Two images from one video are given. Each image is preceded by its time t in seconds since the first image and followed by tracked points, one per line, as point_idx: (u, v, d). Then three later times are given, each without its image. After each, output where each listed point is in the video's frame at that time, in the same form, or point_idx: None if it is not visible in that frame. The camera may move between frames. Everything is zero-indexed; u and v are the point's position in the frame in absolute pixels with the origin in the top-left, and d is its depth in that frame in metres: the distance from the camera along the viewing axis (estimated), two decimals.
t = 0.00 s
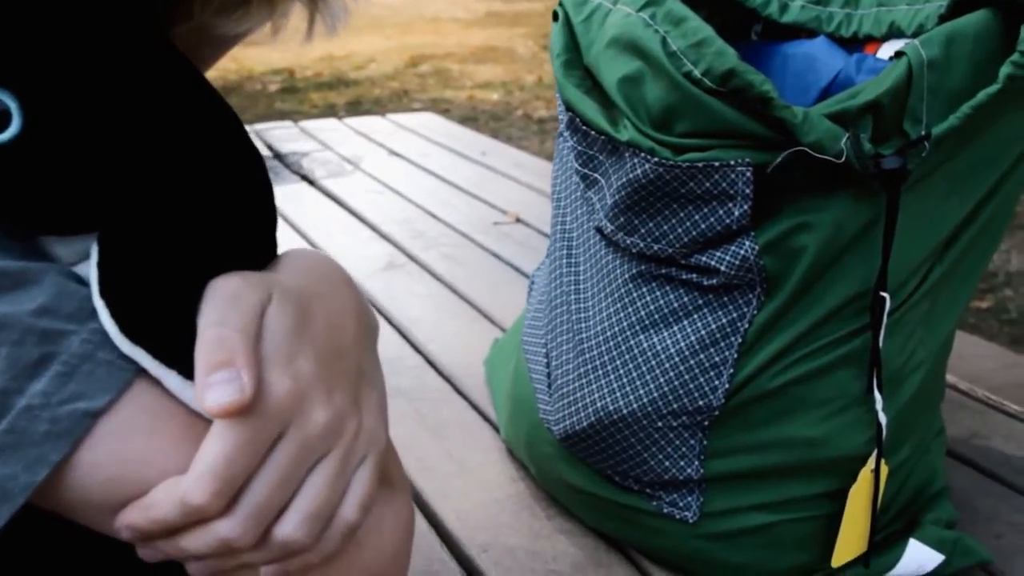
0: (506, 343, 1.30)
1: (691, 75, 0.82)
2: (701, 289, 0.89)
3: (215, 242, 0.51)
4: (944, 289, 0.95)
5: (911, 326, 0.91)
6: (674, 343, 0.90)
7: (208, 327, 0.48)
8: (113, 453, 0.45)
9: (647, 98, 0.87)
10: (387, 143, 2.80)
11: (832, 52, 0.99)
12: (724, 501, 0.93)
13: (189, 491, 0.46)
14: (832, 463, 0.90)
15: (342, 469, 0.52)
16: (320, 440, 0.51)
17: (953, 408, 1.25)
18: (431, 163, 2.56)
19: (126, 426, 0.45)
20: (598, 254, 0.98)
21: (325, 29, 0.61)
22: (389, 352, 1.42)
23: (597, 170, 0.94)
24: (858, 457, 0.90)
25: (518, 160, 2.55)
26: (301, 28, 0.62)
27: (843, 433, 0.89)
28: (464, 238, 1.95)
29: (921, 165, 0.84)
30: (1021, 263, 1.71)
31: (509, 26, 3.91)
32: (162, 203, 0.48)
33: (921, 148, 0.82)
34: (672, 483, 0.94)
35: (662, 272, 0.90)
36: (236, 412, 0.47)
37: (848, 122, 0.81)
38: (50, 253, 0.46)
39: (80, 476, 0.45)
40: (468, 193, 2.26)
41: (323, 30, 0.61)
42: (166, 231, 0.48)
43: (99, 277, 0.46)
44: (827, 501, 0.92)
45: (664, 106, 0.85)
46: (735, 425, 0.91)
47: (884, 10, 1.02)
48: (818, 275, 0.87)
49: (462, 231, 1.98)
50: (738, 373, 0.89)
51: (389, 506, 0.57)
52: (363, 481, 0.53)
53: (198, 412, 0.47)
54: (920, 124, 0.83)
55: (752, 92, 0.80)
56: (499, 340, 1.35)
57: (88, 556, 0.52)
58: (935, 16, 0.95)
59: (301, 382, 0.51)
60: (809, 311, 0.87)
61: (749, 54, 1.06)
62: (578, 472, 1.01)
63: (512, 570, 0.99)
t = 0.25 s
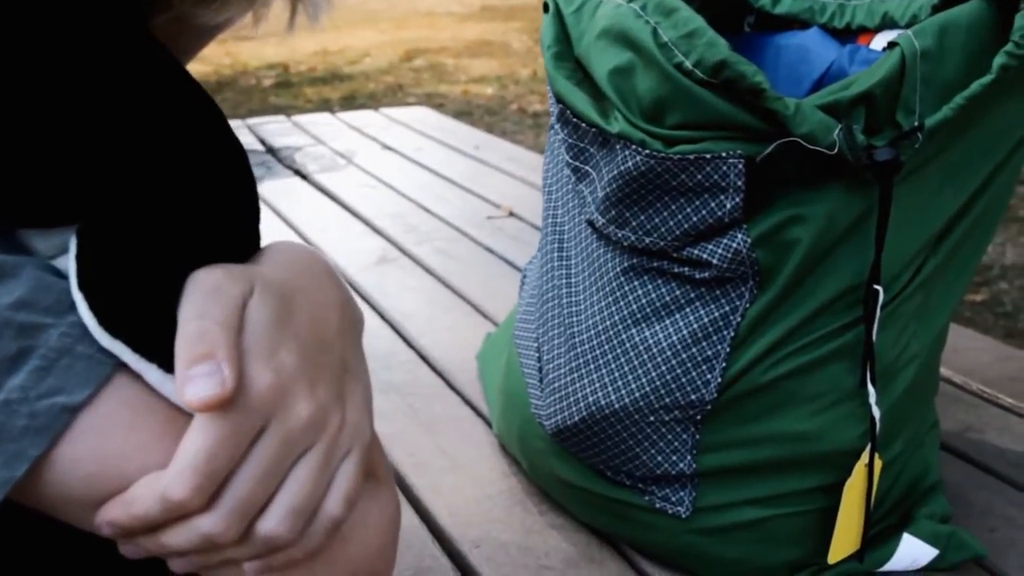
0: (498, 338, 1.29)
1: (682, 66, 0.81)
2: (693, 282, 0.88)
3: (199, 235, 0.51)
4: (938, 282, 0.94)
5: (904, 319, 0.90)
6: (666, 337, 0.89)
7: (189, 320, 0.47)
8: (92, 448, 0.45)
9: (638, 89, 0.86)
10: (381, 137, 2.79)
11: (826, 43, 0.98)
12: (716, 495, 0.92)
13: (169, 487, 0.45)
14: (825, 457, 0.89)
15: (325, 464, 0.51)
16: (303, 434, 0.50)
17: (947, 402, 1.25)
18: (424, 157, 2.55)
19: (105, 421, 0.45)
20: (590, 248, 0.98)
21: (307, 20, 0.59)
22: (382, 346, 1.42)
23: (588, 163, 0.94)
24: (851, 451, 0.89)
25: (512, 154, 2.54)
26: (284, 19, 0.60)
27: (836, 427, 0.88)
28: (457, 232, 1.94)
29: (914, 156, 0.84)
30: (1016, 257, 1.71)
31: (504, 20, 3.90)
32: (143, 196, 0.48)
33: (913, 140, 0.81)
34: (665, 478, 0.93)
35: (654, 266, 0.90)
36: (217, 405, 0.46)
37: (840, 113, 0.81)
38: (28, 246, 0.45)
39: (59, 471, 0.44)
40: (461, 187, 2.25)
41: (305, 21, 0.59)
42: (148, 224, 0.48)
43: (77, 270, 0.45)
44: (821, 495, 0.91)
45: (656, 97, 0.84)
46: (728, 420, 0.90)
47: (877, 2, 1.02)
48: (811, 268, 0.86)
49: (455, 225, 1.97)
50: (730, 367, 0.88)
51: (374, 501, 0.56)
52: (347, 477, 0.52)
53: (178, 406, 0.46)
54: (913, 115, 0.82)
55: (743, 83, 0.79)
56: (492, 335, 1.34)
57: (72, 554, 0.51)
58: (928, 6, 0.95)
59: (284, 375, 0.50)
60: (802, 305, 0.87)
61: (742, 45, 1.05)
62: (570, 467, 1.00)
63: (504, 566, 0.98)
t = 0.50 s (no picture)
0: (494, 334, 1.29)
1: (677, 60, 0.81)
2: (688, 278, 0.88)
3: (186, 230, 0.50)
4: (935, 277, 0.93)
5: (901, 315, 0.90)
6: (661, 333, 0.89)
7: (178, 315, 0.46)
8: (80, 444, 0.44)
9: (633, 83, 0.85)
10: (377, 133, 2.78)
11: (821, 36, 0.98)
12: (712, 491, 0.92)
13: (158, 482, 0.44)
14: (822, 453, 0.89)
15: (316, 459, 0.51)
16: (294, 429, 0.50)
17: (945, 397, 1.25)
18: (420, 153, 2.54)
19: (93, 416, 0.44)
20: (585, 243, 0.97)
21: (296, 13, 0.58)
22: (378, 343, 1.41)
23: (582, 158, 0.93)
24: (849, 448, 0.89)
25: (509, 150, 2.53)
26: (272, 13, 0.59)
27: (833, 423, 0.88)
28: (453, 227, 1.93)
29: (910, 150, 0.83)
30: (1013, 252, 1.70)
31: (501, 15, 3.89)
32: (130, 191, 0.47)
33: (910, 133, 0.81)
34: (660, 475, 0.93)
35: (649, 261, 0.89)
36: (207, 400, 0.46)
37: (836, 108, 0.80)
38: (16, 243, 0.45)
39: (48, 467, 0.44)
40: (457, 183, 2.25)
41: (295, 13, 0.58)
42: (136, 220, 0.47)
43: (65, 264, 0.44)
44: (817, 491, 0.91)
45: (650, 91, 0.83)
46: (724, 416, 0.90)
47: None
48: (807, 263, 0.85)
49: (451, 221, 1.97)
50: (726, 363, 0.88)
51: (366, 496, 0.55)
52: (338, 472, 0.52)
53: (168, 402, 0.46)
54: (909, 108, 0.82)
55: (738, 77, 0.79)
56: (487, 331, 1.34)
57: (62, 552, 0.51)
58: None
59: (273, 370, 0.50)
60: (798, 300, 0.86)
61: (737, 38, 1.05)
62: (565, 464, 1.00)
63: (500, 562, 0.98)
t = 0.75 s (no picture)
0: (492, 332, 1.29)
1: (674, 56, 0.81)
2: (686, 275, 0.88)
3: (182, 227, 0.50)
4: (934, 274, 0.93)
5: (899, 311, 0.90)
6: (659, 330, 0.88)
7: (173, 311, 0.46)
8: (75, 440, 0.44)
9: (631, 80, 0.85)
10: (376, 131, 2.78)
11: (820, 33, 0.98)
12: (710, 489, 0.91)
13: (153, 478, 0.44)
14: (820, 450, 0.89)
15: (312, 456, 0.51)
16: (289, 426, 0.50)
17: (944, 394, 1.24)
18: (420, 151, 2.54)
19: (89, 413, 0.44)
20: (583, 240, 0.97)
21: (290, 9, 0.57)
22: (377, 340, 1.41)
23: (580, 155, 0.93)
24: (847, 445, 0.89)
25: (508, 148, 2.53)
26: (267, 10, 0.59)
27: (831, 420, 0.88)
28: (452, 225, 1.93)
29: (908, 147, 0.83)
30: (1014, 249, 1.70)
31: (500, 13, 3.88)
32: (125, 187, 0.47)
33: (908, 130, 0.81)
34: (659, 473, 0.93)
35: (647, 258, 0.89)
36: (202, 397, 0.45)
37: (834, 104, 0.80)
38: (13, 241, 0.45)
39: (42, 464, 0.44)
40: (456, 181, 2.24)
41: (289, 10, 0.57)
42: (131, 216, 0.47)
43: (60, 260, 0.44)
44: (816, 488, 0.91)
45: (648, 88, 0.83)
46: (723, 413, 0.90)
47: None
48: (805, 261, 0.85)
49: (450, 219, 1.96)
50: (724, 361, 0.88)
51: (361, 492, 0.55)
52: (334, 469, 0.51)
53: (163, 398, 0.46)
54: (907, 105, 0.82)
55: (735, 73, 0.78)
56: (486, 329, 1.33)
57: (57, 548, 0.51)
58: None
59: (269, 367, 0.50)
60: (796, 297, 0.86)
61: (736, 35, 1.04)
62: (564, 461, 0.99)
63: (498, 560, 0.97)
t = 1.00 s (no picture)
0: (491, 331, 1.29)
1: (672, 55, 0.81)
2: (684, 274, 0.88)
3: (182, 225, 0.50)
4: (932, 273, 0.93)
5: (897, 311, 0.90)
6: (658, 330, 0.89)
7: (172, 310, 0.46)
8: (75, 439, 0.44)
9: (629, 79, 0.85)
10: (376, 130, 2.78)
11: (818, 32, 0.98)
12: (709, 489, 0.92)
13: (152, 477, 0.44)
14: (818, 449, 0.89)
15: (310, 455, 0.51)
16: (288, 425, 0.50)
17: (943, 394, 1.24)
18: (419, 150, 2.54)
19: (88, 412, 0.44)
20: (581, 240, 0.97)
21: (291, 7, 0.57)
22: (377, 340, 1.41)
23: (578, 155, 0.93)
24: (845, 444, 0.89)
25: (508, 147, 2.53)
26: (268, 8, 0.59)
27: (829, 419, 0.88)
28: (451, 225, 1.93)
29: (906, 146, 0.83)
30: (1013, 248, 1.70)
31: (500, 13, 3.88)
32: (125, 185, 0.47)
33: (905, 129, 0.81)
34: (657, 472, 0.93)
35: (645, 258, 0.89)
36: (201, 396, 0.45)
37: (832, 103, 0.80)
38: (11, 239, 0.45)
39: (42, 463, 0.44)
40: (456, 180, 2.25)
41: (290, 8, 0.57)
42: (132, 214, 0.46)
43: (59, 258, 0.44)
44: (814, 487, 0.91)
45: (646, 87, 0.83)
46: (721, 413, 0.90)
47: None
48: (803, 260, 0.85)
49: (449, 219, 1.96)
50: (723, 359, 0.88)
51: (359, 491, 0.55)
52: (332, 468, 0.52)
53: (162, 397, 0.46)
54: (905, 104, 0.82)
55: (733, 73, 0.79)
56: (485, 328, 1.34)
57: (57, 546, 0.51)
58: None
59: (268, 366, 0.50)
60: (794, 296, 0.86)
61: (734, 34, 1.04)
62: (562, 461, 0.99)
63: (497, 559, 0.98)
